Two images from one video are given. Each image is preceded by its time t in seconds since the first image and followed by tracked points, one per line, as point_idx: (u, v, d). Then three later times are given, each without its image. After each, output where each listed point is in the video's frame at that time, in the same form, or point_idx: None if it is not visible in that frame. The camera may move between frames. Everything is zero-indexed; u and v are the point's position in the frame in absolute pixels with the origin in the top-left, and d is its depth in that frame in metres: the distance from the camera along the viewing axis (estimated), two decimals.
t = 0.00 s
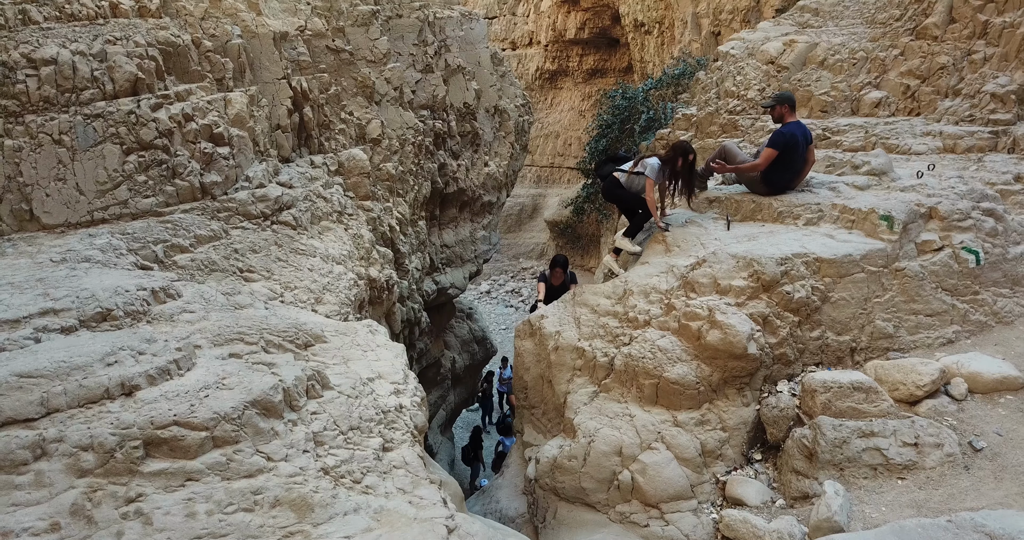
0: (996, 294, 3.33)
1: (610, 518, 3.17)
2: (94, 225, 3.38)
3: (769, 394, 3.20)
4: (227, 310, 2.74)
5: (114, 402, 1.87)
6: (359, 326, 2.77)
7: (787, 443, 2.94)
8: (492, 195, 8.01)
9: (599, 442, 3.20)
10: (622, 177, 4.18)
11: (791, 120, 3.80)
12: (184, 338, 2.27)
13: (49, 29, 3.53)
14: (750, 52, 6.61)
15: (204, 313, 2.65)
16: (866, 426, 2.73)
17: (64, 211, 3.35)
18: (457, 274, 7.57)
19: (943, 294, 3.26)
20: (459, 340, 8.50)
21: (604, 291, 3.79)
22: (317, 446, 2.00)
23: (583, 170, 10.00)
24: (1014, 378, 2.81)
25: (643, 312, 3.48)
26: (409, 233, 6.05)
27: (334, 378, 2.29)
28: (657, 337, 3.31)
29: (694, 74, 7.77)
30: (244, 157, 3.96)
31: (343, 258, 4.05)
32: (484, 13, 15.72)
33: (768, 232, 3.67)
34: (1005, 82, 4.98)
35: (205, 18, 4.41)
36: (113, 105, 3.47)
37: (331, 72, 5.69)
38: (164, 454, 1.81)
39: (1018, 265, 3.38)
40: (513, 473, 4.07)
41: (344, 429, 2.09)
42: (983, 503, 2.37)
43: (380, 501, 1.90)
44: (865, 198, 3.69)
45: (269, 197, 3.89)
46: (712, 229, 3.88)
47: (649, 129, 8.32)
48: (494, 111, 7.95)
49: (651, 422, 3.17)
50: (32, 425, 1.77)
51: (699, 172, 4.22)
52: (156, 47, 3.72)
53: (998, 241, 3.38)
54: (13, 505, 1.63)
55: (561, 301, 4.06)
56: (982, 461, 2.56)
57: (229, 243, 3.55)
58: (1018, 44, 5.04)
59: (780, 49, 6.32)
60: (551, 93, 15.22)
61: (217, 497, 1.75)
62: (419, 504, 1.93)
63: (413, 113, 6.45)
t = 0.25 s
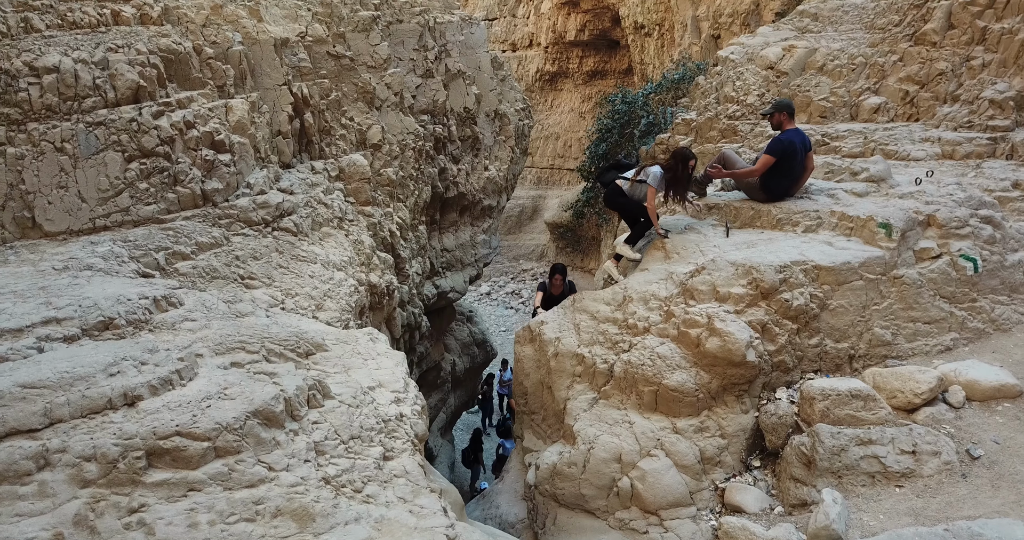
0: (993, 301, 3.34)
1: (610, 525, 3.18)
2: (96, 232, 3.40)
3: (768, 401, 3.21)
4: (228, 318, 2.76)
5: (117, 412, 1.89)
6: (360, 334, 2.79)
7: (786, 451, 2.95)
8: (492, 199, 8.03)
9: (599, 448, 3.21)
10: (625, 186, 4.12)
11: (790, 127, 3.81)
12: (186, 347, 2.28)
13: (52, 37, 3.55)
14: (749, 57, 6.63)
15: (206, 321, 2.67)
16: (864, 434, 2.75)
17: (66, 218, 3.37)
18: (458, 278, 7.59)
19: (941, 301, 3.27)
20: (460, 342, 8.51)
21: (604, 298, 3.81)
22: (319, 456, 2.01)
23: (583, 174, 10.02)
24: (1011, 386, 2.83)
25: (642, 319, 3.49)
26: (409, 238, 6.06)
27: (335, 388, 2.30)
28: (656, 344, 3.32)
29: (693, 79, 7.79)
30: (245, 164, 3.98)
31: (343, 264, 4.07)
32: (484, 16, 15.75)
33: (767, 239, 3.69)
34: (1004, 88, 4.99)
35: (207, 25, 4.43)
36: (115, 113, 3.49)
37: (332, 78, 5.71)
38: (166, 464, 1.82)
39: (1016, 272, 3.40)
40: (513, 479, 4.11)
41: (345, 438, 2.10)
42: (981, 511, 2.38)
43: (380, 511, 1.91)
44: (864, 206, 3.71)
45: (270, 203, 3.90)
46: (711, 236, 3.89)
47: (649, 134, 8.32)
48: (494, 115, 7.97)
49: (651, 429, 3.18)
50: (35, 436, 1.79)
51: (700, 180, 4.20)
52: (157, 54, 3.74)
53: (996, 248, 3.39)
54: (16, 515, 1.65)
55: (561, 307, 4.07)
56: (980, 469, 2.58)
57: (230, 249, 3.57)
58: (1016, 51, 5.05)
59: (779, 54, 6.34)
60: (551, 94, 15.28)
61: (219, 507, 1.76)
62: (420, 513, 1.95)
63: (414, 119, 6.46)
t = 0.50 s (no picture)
0: (992, 308, 3.36)
1: (610, 530, 3.19)
2: (98, 238, 3.41)
3: (767, 408, 3.23)
4: (230, 326, 2.77)
5: (119, 421, 1.90)
6: (360, 342, 2.80)
7: (785, 457, 2.96)
8: (492, 203, 8.04)
9: (599, 454, 3.22)
10: (629, 189, 4.07)
11: (789, 133, 3.82)
12: (188, 355, 2.30)
13: (54, 44, 3.56)
14: (749, 62, 6.64)
15: (208, 329, 2.68)
16: (863, 441, 2.76)
17: (68, 225, 3.38)
18: (458, 281, 7.61)
19: (939, 308, 3.29)
20: (460, 345, 8.53)
21: (604, 303, 3.82)
22: (320, 464, 2.02)
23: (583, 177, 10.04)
24: (1009, 392, 2.84)
25: (642, 325, 3.51)
26: (410, 242, 6.08)
27: (336, 396, 2.31)
28: (656, 351, 3.33)
29: (693, 83, 7.81)
30: (246, 170, 3.99)
31: (344, 269, 4.09)
32: (484, 17, 15.78)
33: (766, 245, 3.71)
34: (1003, 94, 5.00)
35: (208, 31, 4.45)
36: (117, 120, 3.50)
37: (333, 82, 5.72)
38: (169, 473, 1.84)
39: (1014, 278, 3.42)
40: (513, 483, 4.12)
41: (346, 446, 2.11)
42: (979, 518, 2.40)
43: (381, 519, 1.93)
44: (863, 212, 3.72)
45: (271, 209, 3.92)
46: (711, 242, 3.90)
47: (649, 138, 8.34)
48: (495, 119, 7.99)
49: (650, 436, 3.20)
50: (38, 445, 1.80)
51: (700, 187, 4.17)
52: (159, 61, 3.75)
53: (994, 255, 3.41)
54: (20, 524, 1.66)
55: (561, 312, 4.08)
56: (978, 476, 2.59)
57: (232, 256, 3.58)
58: (1015, 56, 5.07)
59: (779, 59, 6.35)
60: (551, 96, 15.30)
61: (221, 516, 1.77)
62: (420, 522, 1.96)
63: (414, 123, 6.48)
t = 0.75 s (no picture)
0: (989, 312, 3.37)
1: (609, 534, 3.21)
2: (100, 243, 3.43)
3: (765, 412, 3.24)
4: (231, 331, 2.78)
5: (121, 429, 1.92)
6: (361, 347, 2.81)
7: (783, 462, 2.97)
8: (492, 205, 8.06)
9: (598, 459, 3.24)
10: (637, 191, 4.03)
11: (788, 138, 3.84)
12: (189, 362, 2.31)
13: (55, 50, 3.58)
14: (749, 65, 6.66)
15: (209, 334, 2.70)
16: (860, 446, 2.77)
17: (70, 230, 3.40)
18: (458, 283, 7.62)
19: (937, 313, 3.30)
20: (460, 345, 8.55)
21: (603, 308, 3.84)
22: (321, 471, 2.04)
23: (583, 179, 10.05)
24: (1006, 398, 2.85)
25: (641, 330, 3.53)
26: (410, 244, 6.10)
27: (337, 402, 2.33)
28: (655, 355, 3.35)
29: (693, 85, 7.82)
30: (247, 174, 4.01)
31: (345, 273, 4.11)
32: (485, 18, 15.79)
33: (765, 250, 3.72)
34: (1001, 97, 5.01)
35: (209, 35, 4.46)
36: (118, 125, 3.52)
37: (333, 86, 5.74)
38: (170, 480, 1.85)
39: (1011, 283, 3.43)
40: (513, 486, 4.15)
41: (347, 452, 2.13)
42: (975, 524, 2.41)
43: (382, 525, 1.95)
44: (861, 217, 3.74)
45: (272, 214, 3.94)
46: (710, 246, 3.92)
47: (649, 140, 8.35)
48: (495, 121, 8.01)
49: (649, 440, 3.21)
50: (42, 452, 1.82)
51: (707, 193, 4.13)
52: (160, 66, 3.76)
53: (992, 260, 3.42)
54: (24, 531, 1.68)
55: (561, 316, 4.10)
56: (974, 482, 2.61)
57: (232, 260, 3.60)
58: (1014, 60, 5.03)
59: (778, 62, 6.36)
60: (551, 95, 15.30)
61: (223, 523, 1.79)
62: (420, 528, 1.98)
63: (415, 126, 6.50)
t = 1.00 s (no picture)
0: (986, 316, 3.38)
1: (607, 536, 3.23)
2: (101, 247, 3.44)
3: (763, 415, 3.26)
4: (232, 336, 2.80)
5: (123, 435, 1.93)
6: (360, 351, 2.82)
7: (780, 465, 2.99)
8: (492, 205, 8.07)
9: (596, 461, 3.25)
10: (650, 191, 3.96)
11: (786, 141, 3.85)
12: (190, 367, 2.33)
13: (56, 53, 3.58)
14: (749, 66, 6.66)
15: (210, 339, 2.71)
16: (857, 450, 2.79)
17: (71, 233, 3.41)
18: (458, 283, 7.64)
19: (934, 316, 3.32)
20: (460, 344, 8.57)
21: (602, 310, 3.85)
22: (321, 476, 2.06)
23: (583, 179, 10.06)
24: (1003, 402, 2.87)
25: (640, 333, 3.54)
26: (410, 245, 6.11)
27: (336, 408, 2.34)
28: (653, 359, 3.36)
29: (693, 86, 7.82)
30: (247, 177, 4.03)
31: (344, 276, 4.12)
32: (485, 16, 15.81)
33: (764, 253, 3.74)
34: (1000, 100, 5.01)
35: (209, 38, 4.47)
36: (119, 129, 3.53)
37: (333, 88, 5.75)
38: (171, 487, 1.87)
39: (1008, 287, 3.45)
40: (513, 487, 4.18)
41: (347, 458, 2.15)
42: (971, 528, 2.43)
43: (381, 530, 1.96)
44: (859, 220, 3.75)
45: (272, 216, 3.96)
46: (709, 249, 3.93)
47: (648, 141, 8.35)
48: (494, 121, 8.02)
49: (647, 443, 3.23)
50: (44, 459, 1.84)
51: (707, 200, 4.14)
52: (160, 70, 3.77)
53: (989, 264, 3.44)
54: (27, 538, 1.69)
55: (560, 318, 4.11)
56: (970, 486, 2.62)
57: (233, 263, 3.62)
58: (1012, 63, 5.05)
59: (777, 63, 6.36)
60: (551, 93, 15.28)
61: (224, 529, 1.81)
62: (420, 533, 2.00)
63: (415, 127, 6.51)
